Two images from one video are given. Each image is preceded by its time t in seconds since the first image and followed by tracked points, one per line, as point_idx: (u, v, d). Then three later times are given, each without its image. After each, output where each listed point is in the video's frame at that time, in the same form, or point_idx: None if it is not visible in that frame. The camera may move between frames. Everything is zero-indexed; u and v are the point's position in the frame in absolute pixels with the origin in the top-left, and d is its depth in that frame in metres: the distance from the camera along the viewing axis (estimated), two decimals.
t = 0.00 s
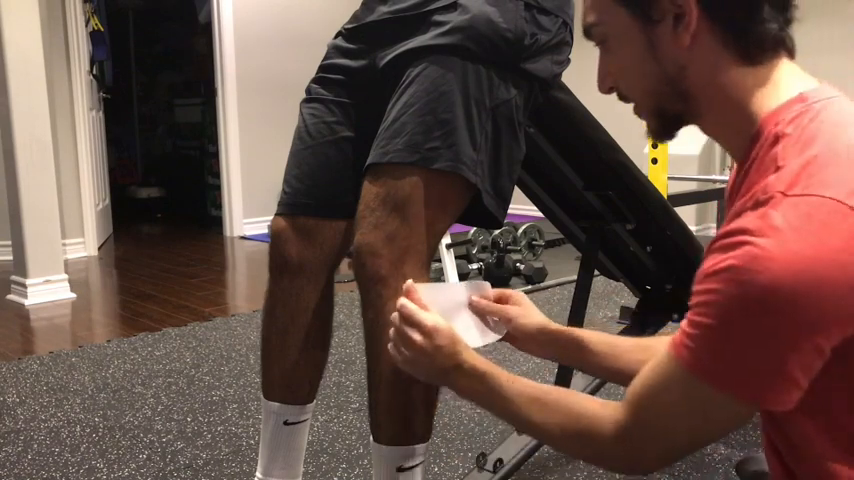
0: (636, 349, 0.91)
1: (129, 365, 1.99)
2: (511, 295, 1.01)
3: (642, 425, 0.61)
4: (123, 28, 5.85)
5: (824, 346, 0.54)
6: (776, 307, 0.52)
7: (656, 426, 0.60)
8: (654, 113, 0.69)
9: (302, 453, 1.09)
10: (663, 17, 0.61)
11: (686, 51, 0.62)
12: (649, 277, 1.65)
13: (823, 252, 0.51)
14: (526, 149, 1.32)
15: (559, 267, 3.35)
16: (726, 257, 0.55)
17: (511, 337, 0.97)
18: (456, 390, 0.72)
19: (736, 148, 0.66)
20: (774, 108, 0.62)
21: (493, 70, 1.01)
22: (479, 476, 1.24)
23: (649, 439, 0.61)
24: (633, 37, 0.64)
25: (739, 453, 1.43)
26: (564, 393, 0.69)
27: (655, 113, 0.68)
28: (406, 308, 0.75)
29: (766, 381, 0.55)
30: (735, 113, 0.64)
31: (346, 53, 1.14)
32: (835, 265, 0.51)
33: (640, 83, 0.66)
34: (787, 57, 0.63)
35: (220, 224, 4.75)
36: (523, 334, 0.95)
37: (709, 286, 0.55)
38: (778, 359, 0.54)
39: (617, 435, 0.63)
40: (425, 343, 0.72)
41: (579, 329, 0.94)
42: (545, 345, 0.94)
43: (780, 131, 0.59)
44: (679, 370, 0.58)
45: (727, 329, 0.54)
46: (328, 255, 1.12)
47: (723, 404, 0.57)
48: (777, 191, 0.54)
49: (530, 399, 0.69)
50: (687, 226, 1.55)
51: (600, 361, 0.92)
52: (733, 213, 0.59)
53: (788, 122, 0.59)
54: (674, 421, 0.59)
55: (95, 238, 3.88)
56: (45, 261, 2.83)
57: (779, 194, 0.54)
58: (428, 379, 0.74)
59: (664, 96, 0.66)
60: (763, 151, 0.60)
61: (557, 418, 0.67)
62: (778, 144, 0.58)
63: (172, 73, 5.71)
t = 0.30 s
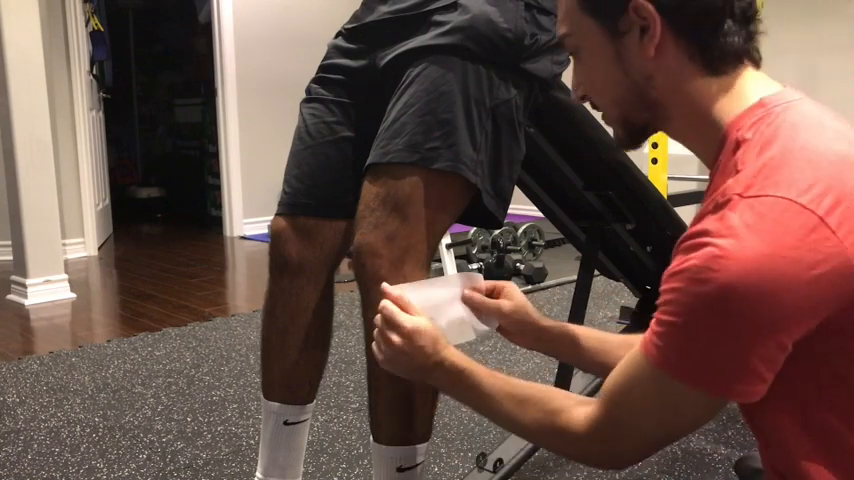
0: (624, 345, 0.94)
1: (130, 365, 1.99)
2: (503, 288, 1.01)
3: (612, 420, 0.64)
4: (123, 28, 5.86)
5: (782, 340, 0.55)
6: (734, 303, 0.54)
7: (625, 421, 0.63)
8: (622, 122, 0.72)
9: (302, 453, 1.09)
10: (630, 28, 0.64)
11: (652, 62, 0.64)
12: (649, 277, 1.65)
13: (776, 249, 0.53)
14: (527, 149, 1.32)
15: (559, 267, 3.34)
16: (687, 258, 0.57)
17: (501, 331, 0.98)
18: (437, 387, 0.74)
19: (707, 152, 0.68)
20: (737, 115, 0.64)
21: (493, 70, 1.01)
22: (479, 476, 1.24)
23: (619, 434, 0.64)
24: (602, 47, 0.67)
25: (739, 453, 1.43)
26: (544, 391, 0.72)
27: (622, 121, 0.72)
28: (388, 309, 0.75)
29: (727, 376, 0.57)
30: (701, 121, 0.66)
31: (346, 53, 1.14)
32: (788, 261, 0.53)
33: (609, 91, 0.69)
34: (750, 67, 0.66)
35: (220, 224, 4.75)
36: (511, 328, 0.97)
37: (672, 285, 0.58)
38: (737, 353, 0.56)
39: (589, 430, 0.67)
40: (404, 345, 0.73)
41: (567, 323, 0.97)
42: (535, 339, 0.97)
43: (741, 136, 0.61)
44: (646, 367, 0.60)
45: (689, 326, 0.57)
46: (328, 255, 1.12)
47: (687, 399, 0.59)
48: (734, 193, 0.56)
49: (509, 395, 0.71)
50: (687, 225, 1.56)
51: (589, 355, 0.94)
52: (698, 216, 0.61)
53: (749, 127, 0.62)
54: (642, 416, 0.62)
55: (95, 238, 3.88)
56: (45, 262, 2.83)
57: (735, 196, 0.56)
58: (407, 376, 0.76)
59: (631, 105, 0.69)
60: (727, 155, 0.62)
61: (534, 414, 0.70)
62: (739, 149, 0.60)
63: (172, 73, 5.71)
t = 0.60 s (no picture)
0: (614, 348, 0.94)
1: (129, 365, 1.99)
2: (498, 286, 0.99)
3: (598, 432, 0.64)
4: (124, 28, 5.86)
5: (764, 348, 0.55)
6: (714, 312, 0.54)
7: (610, 433, 0.63)
8: (605, 130, 0.72)
9: (302, 453, 1.09)
10: (616, 37, 0.64)
11: (640, 71, 0.65)
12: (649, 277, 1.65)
13: (753, 258, 0.53)
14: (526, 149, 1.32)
15: (559, 267, 3.34)
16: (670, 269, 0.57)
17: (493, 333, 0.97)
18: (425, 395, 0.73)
19: (690, 163, 0.69)
20: (715, 124, 0.65)
21: (493, 70, 1.01)
22: (479, 476, 1.24)
23: (604, 445, 0.64)
24: (587, 56, 0.67)
25: (739, 453, 1.43)
26: (531, 402, 0.71)
27: (604, 129, 0.72)
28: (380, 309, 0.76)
29: (711, 386, 0.57)
30: (687, 131, 0.67)
31: (346, 53, 1.14)
32: (766, 270, 0.53)
33: (591, 99, 0.69)
34: (733, 76, 0.67)
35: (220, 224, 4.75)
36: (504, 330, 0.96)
37: (653, 296, 0.58)
38: (717, 363, 0.56)
39: (574, 443, 0.66)
40: (394, 349, 0.73)
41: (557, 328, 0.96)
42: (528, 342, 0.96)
43: (721, 145, 0.62)
44: (629, 377, 0.60)
45: (669, 335, 0.57)
46: (328, 255, 1.12)
47: (671, 408, 0.59)
48: (714, 203, 0.57)
49: (497, 404, 0.71)
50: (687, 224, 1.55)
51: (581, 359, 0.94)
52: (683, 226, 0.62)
53: (728, 136, 0.62)
54: (626, 428, 0.61)
55: (95, 238, 3.88)
56: (45, 262, 2.83)
57: (715, 206, 0.56)
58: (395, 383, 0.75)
59: (613, 113, 0.69)
60: (709, 165, 0.63)
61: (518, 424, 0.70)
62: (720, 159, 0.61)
63: (172, 73, 5.71)
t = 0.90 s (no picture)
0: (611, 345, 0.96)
1: (129, 365, 1.99)
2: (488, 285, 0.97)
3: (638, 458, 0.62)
4: (124, 27, 5.86)
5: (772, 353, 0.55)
6: (717, 321, 0.54)
7: (647, 460, 0.61)
8: (589, 140, 0.72)
9: (302, 453, 1.09)
10: (595, 49, 0.64)
11: (618, 83, 0.65)
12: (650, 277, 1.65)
13: (749, 263, 0.53)
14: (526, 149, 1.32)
15: (559, 267, 3.34)
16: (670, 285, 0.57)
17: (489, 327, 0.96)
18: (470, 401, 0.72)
19: (674, 171, 0.69)
20: (698, 129, 0.65)
21: (493, 70, 1.01)
22: (479, 476, 1.24)
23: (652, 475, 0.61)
24: (567, 68, 0.67)
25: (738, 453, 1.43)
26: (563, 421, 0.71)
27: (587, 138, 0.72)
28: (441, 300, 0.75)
29: (726, 397, 0.55)
30: (672, 141, 0.67)
31: (346, 53, 1.14)
32: (763, 273, 0.53)
33: (573, 110, 0.70)
34: (714, 82, 0.68)
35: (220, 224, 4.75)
36: (498, 321, 0.96)
37: (658, 313, 0.58)
38: (727, 374, 0.55)
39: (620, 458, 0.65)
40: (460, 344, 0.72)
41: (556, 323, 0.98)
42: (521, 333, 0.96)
43: (707, 152, 0.63)
44: (655, 401, 0.59)
45: (681, 351, 0.56)
46: (328, 255, 1.12)
47: (701, 431, 0.57)
48: (704, 212, 0.57)
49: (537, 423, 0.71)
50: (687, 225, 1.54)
51: (567, 348, 0.96)
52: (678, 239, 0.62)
53: (713, 142, 0.63)
54: (663, 456, 0.60)
55: (95, 238, 3.88)
56: (45, 261, 2.83)
57: (705, 214, 0.57)
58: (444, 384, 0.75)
59: (595, 124, 0.69)
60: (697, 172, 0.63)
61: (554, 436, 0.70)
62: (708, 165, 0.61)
63: (172, 73, 5.71)
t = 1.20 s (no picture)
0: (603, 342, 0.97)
1: (130, 365, 1.99)
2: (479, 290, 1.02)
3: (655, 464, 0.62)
4: (124, 27, 5.86)
5: (784, 358, 0.55)
6: (730, 326, 0.54)
7: (659, 464, 0.61)
8: (591, 142, 0.72)
9: (302, 453, 1.09)
10: (600, 52, 0.64)
11: (623, 86, 0.65)
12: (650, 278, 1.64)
13: (761, 266, 0.53)
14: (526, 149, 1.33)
15: (559, 267, 3.34)
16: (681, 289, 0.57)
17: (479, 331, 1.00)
18: (483, 410, 0.76)
19: (678, 172, 0.70)
20: (705, 131, 0.65)
21: (493, 70, 1.01)
22: (479, 476, 1.24)
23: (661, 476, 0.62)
24: (570, 71, 0.67)
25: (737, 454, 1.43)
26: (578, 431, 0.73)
27: (588, 140, 0.72)
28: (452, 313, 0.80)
29: (738, 402, 0.56)
30: (676, 144, 0.67)
31: (346, 53, 1.14)
32: (775, 277, 0.53)
33: (573, 112, 0.70)
34: (719, 84, 0.68)
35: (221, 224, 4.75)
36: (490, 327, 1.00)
37: (670, 319, 0.58)
38: (740, 380, 0.55)
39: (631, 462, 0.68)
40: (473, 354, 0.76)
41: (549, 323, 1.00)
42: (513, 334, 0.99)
43: (714, 154, 0.63)
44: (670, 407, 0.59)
45: (693, 357, 0.56)
46: (328, 255, 1.12)
47: (715, 438, 0.58)
48: (714, 215, 0.57)
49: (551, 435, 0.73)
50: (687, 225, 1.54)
51: (561, 347, 0.98)
52: (685, 243, 0.62)
53: (720, 143, 0.63)
54: (678, 462, 0.60)
55: (95, 238, 3.88)
56: (45, 262, 2.83)
57: (714, 218, 0.57)
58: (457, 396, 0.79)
59: (596, 125, 0.69)
60: (703, 174, 0.63)
61: (568, 446, 0.72)
62: (715, 168, 0.61)
63: (173, 73, 5.71)
